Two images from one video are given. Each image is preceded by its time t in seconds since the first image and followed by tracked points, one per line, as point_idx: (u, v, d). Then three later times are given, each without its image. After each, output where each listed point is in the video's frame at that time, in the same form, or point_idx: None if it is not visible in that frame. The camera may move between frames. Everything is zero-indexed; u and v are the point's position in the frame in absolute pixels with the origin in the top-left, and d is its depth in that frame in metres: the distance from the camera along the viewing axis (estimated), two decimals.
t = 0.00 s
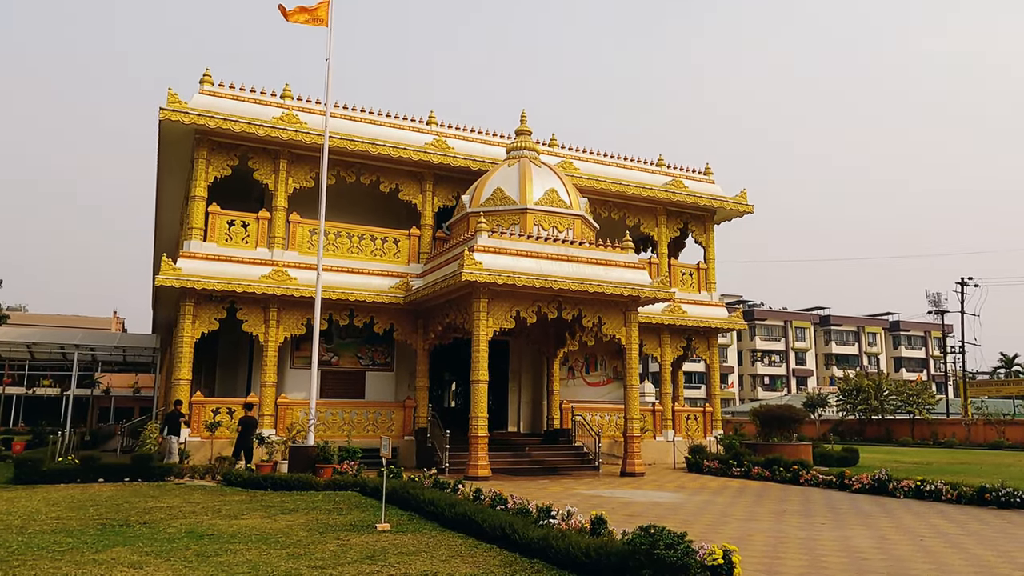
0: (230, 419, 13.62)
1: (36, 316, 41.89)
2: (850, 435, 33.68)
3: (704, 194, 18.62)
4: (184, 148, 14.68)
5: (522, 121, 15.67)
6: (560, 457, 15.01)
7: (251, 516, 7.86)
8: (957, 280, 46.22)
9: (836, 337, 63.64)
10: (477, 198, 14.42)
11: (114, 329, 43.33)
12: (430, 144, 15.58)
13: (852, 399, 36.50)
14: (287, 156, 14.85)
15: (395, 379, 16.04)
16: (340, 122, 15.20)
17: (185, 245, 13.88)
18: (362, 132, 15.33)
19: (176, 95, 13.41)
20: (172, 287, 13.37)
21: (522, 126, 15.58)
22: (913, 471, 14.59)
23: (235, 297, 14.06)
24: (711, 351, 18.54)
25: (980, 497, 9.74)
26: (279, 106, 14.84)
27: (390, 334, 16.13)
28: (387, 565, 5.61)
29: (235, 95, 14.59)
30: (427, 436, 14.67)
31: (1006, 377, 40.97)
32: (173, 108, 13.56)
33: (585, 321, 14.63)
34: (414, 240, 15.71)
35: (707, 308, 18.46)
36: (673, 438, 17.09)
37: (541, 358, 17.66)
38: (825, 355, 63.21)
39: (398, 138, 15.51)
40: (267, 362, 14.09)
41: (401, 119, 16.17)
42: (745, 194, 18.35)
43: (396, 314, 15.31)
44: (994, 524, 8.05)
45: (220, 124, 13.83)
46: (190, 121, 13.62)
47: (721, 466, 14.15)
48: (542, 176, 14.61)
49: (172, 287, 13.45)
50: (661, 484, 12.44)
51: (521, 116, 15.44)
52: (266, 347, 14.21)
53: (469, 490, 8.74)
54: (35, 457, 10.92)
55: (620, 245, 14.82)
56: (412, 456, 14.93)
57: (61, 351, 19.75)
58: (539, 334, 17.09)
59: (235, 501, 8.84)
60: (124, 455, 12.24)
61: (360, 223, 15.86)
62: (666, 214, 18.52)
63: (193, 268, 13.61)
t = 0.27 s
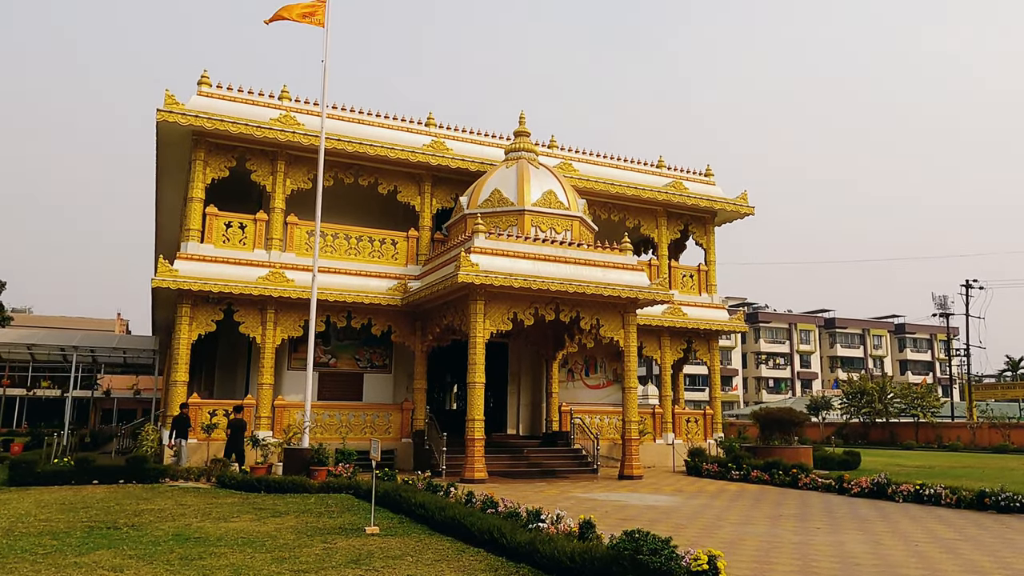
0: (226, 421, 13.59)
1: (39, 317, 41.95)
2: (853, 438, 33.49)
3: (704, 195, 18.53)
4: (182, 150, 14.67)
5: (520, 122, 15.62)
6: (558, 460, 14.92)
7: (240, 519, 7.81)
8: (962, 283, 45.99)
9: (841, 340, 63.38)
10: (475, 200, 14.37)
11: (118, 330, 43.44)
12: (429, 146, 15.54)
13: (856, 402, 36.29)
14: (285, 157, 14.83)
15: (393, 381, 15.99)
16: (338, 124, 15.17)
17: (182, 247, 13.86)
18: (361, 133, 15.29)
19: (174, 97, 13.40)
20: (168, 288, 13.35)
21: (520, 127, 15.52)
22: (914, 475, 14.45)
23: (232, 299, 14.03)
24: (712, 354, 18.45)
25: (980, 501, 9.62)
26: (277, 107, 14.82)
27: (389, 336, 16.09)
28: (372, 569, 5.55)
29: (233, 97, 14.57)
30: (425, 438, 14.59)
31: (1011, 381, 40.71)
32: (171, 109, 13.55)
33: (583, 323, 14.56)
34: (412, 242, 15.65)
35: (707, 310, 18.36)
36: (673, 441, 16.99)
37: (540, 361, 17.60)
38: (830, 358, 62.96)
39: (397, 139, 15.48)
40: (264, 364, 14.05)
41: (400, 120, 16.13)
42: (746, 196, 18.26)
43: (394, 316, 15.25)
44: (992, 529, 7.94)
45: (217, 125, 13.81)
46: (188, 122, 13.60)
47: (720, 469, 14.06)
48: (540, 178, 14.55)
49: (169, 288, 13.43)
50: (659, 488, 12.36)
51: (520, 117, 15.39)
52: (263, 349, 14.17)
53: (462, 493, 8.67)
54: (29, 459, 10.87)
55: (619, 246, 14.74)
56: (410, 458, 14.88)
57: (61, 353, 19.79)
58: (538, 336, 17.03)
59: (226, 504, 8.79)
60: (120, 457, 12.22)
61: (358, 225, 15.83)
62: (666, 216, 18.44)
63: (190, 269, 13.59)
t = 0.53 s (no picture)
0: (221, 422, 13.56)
1: (41, 318, 42.01)
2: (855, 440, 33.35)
3: (703, 196, 18.45)
4: (177, 151, 14.66)
5: (517, 123, 15.56)
6: (554, 462, 14.84)
7: (228, 521, 7.76)
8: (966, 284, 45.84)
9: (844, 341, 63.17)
10: (470, 200, 14.32)
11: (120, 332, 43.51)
12: (425, 146, 15.49)
13: (858, 404, 36.15)
14: (280, 158, 14.79)
15: (389, 382, 15.94)
16: (333, 125, 15.14)
17: (177, 248, 13.83)
18: (357, 134, 15.26)
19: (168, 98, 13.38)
20: (163, 289, 13.32)
21: (517, 127, 15.47)
22: (913, 477, 14.34)
23: (227, 300, 14.00)
24: (710, 355, 18.37)
25: (976, 504, 9.52)
26: (273, 108, 14.79)
27: (385, 337, 16.05)
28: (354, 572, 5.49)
29: (229, 97, 14.55)
30: (420, 440, 14.54)
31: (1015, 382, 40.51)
32: (166, 110, 13.53)
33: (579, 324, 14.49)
34: (408, 243, 15.60)
35: (706, 311, 18.28)
36: (671, 442, 16.90)
37: (538, 362, 17.55)
38: (833, 359, 62.76)
39: (393, 140, 15.43)
40: (259, 366, 14.01)
41: (396, 121, 16.08)
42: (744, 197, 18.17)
43: (390, 317, 15.21)
44: (987, 533, 7.84)
45: (212, 126, 13.79)
46: (183, 123, 13.58)
47: (717, 471, 13.98)
48: (536, 178, 14.49)
49: (163, 289, 13.40)
50: (654, 490, 12.27)
51: (516, 118, 15.34)
52: (258, 350, 14.13)
53: (452, 495, 8.61)
54: (20, 460, 10.78)
55: (616, 247, 14.67)
56: (406, 460, 14.82)
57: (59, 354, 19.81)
58: (536, 337, 16.98)
59: (215, 506, 8.74)
60: (114, 458, 12.20)
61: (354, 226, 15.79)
62: (665, 217, 18.37)
63: (185, 270, 13.55)
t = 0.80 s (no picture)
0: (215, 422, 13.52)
1: (42, 319, 42.03)
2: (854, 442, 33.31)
3: (699, 196, 18.39)
4: (171, 150, 14.63)
5: (511, 122, 15.51)
6: (548, 463, 14.77)
7: (212, 521, 7.71)
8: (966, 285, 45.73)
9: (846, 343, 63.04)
10: (464, 200, 14.28)
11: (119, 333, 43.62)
12: (419, 146, 15.45)
13: (858, 405, 36.06)
14: (274, 158, 14.76)
15: (384, 382, 15.89)
16: (327, 124, 15.10)
17: (169, 248, 13.80)
18: (350, 134, 15.22)
19: (161, 97, 13.35)
20: (155, 289, 13.28)
21: (512, 127, 15.42)
22: (909, 478, 14.25)
23: (219, 300, 13.96)
24: (706, 356, 18.31)
25: (969, 505, 9.45)
26: (266, 108, 14.76)
27: (380, 338, 16.00)
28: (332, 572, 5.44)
29: (223, 97, 14.53)
30: (414, 440, 14.48)
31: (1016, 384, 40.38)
32: (159, 109, 13.50)
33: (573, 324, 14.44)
34: (403, 243, 15.56)
35: (702, 312, 18.21)
36: (667, 443, 16.83)
37: (533, 362, 17.51)
38: (835, 361, 62.64)
39: (387, 139, 15.39)
40: (252, 365, 13.96)
41: (391, 121, 16.04)
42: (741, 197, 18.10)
43: (384, 317, 15.16)
44: (977, 534, 7.76)
45: (205, 125, 13.76)
46: (175, 123, 13.55)
47: (712, 472, 13.91)
48: (530, 178, 14.45)
49: (156, 289, 13.36)
50: (647, 491, 12.21)
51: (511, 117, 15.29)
52: (251, 350, 14.09)
53: (440, 495, 8.55)
54: (10, 460, 10.75)
55: (610, 247, 14.61)
56: (399, 461, 14.76)
57: (55, 355, 19.81)
58: (531, 337, 16.92)
59: (201, 507, 8.70)
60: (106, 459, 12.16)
61: (348, 226, 15.74)
62: (661, 217, 18.31)
63: (177, 270, 13.52)
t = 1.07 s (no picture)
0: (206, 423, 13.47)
1: (39, 320, 41.98)
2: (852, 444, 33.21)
3: (695, 197, 18.33)
4: (163, 151, 14.58)
5: (505, 123, 15.46)
6: (541, 465, 14.71)
7: (195, 524, 7.66)
8: (966, 287, 45.65)
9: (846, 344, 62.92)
10: (457, 201, 14.23)
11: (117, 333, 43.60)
12: (413, 147, 15.40)
13: (857, 407, 35.95)
14: (266, 158, 14.72)
15: (377, 384, 15.84)
16: (320, 124, 15.05)
17: (161, 248, 13.76)
18: (343, 134, 15.17)
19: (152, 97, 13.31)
20: (146, 290, 13.23)
21: (505, 128, 15.37)
22: (903, 480, 14.18)
23: (211, 300, 13.92)
24: (702, 357, 18.24)
25: (961, 508, 9.38)
26: (259, 108, 14.72)
27: (373, 339, 15.95)
28: None
29: (215, 97, 14.48)
30: (406, 442, 14.42)
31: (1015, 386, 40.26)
32: (150, 109, 13.46)
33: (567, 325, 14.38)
34: (396, 244, 15.51)
35: (697, 313, 18.15)
36: (662, 445, 16.76)
37: (527, 364, 17.45)
38: (834, 362, 62.51)
39: (380, 140, 15.34)
40: (244, 366, 13.91)
41: (385, 121, 15.99)
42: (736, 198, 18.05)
43: (377, 318, 15.11)
44: (967, 538, 7.69)
45: (197, 125, 13.71)
46: (167, 123, 13.50)
47: (705, 474, 13.85)
48: (523, 178, 14.39)
49: (147, 290, 13.31)
50: (639, 493, 12.14)
51: (504, 118, 15.24)
52: (242, 351, 14.04)
53: (427, 498, 8.49)
54: None
55: (604, 248, 14.56)
56: (392, 463, 14.71)
57: (49, 356, 19.78)
58: (525, 339, 16.86)
59: (187, 509, 8.64)
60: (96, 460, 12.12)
61: (342, 226, 15.69)
62: (656, 218, 18.25)
63: (168, 271, 13.47)
